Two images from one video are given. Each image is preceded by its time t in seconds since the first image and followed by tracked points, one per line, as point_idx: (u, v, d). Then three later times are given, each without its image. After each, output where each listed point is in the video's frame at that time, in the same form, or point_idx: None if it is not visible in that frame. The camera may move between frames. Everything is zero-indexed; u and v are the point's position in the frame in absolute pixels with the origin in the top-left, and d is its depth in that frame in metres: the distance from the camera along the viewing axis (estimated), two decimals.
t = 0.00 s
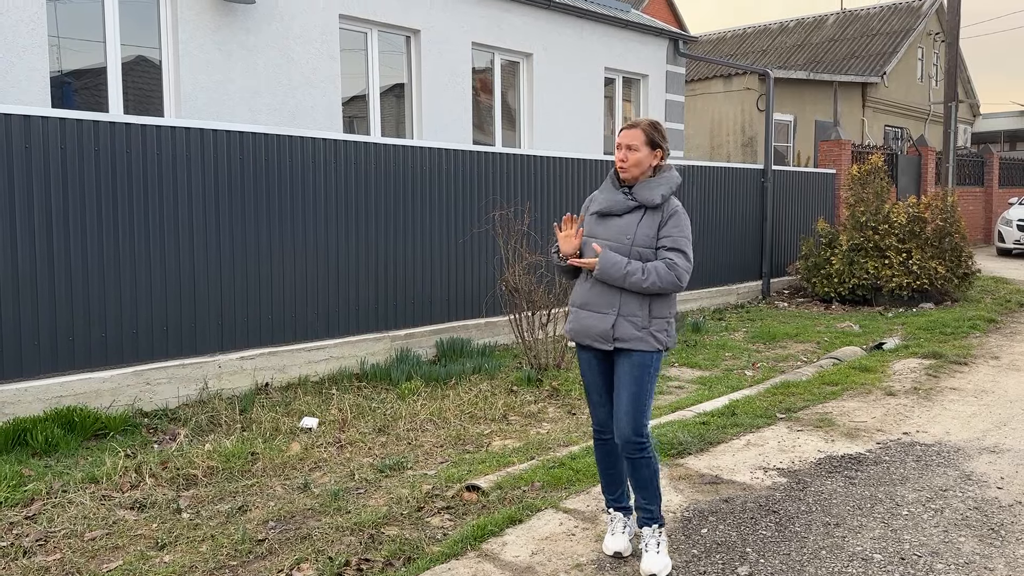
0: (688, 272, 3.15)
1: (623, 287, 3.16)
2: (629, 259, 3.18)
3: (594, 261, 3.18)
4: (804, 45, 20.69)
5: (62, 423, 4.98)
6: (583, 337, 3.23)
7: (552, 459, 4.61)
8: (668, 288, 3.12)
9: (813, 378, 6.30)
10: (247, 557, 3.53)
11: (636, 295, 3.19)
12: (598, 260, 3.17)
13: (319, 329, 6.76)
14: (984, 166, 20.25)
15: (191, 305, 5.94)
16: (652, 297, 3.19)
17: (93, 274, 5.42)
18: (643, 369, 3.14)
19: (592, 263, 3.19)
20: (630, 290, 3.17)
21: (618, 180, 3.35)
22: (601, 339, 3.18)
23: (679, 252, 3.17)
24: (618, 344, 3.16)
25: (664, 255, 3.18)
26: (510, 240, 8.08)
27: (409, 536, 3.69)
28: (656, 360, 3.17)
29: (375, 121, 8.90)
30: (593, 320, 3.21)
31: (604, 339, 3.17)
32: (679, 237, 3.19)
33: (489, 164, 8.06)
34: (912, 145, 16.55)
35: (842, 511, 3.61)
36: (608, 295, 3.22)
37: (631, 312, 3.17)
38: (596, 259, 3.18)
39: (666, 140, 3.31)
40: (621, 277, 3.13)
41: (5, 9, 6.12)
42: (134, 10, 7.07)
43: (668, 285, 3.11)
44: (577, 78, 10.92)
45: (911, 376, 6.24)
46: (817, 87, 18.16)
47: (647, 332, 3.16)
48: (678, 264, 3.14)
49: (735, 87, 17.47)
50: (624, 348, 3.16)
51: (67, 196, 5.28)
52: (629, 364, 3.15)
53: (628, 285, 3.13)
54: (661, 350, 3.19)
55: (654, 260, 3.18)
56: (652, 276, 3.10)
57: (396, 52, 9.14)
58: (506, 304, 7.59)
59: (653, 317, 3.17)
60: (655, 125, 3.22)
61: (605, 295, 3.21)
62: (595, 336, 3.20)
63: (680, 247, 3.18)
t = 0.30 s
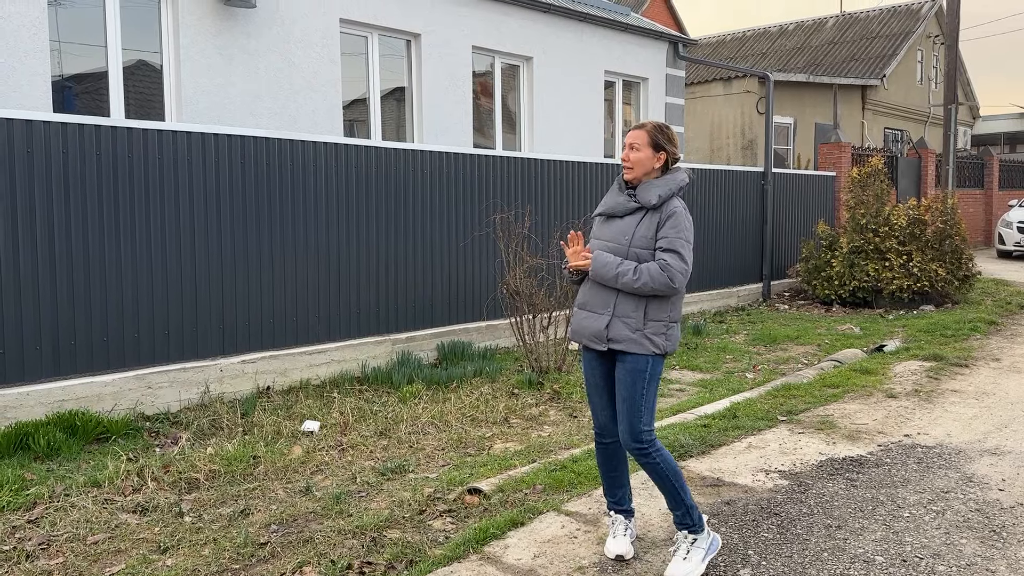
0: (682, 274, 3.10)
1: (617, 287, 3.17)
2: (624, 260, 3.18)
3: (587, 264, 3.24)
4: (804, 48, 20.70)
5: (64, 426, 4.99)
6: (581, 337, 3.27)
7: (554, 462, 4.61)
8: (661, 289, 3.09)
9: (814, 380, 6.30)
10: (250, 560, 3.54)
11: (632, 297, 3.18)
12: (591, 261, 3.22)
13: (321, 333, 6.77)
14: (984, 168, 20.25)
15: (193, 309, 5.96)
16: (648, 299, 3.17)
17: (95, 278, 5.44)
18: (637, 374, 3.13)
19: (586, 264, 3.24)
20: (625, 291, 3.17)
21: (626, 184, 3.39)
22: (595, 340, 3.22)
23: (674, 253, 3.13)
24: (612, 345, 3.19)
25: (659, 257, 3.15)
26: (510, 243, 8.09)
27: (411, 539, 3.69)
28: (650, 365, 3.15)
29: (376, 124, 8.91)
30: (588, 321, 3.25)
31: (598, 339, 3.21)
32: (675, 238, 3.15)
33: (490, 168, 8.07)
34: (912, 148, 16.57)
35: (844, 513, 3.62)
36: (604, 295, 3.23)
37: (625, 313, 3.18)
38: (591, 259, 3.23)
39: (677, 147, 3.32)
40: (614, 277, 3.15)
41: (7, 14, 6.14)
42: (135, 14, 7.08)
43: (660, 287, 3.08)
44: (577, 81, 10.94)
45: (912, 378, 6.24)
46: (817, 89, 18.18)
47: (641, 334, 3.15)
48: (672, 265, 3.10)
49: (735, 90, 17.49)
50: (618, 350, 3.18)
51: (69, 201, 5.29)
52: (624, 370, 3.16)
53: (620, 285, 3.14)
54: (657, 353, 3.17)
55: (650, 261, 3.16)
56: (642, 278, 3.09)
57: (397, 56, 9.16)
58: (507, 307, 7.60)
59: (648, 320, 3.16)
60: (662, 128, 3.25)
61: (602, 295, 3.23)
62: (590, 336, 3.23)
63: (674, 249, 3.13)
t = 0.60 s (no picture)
0: (698, 274, 3.10)
1: (634, 290, 3.20)
2: (640, 262, 3.22)
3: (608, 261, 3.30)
4: (805, 51, 20.74)
5: (69, 432, 5.00)
6: (603, 341, 3.31)
7: (558, 466, 4.62)
8: (677, 291, 3.11)
9: (817, 383, 6.30)
10: (255, 565, 3.55)
11: (650, 301, 3.20)
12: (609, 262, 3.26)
13: (324, 338, 6.79)
14: (986, 171, 20.25)
15: (197, 314, 5.97)
16: (667, 302, 3.18)
17: (100, 284, 5.46)
18: (667, 382, 3.16)
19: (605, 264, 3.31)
20: (642, 294, 3.20)
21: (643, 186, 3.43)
22: (616, 345, 3.26)
23: (689, 254, 3.14)
24: (632, 349, 3.22)
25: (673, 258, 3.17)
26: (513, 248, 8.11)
27: (417, 543, 3.70)
28: (679, 371, 3.17)
29: (377, 129, 8.94)
30: (608, 326, 3.29)
31: (618, 345, 3.25)
32: (689, 239, 3.16)
33: (493, 173, 8.10)
34: (913, 150, 16.57)
35: (848, 516, 3.63)
36: (623, 299, 3.27)
37: (645, 317, 3.20)
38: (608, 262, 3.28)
39: (691, 144, 3.33)
40: (629, 279, 3.18)
41: (11, 21, 6.17)
42: (138, 21, 7.12)
43: (675, 289, 3.10)
44: (579, 85, 10.97)
45: (915, 381, 6.25)
46: (818, 93, 18.20)
47: (662, 338, 3.16)
48: (686, 266, 3.11)
49: (736, 93, 17.53)
50: (639, 355, 3.21)
51: (73, 207, 5.31)
52: (653, 378, 3.19)
53: (636, 288, 3.17)
54: (681, 358, 3.17)
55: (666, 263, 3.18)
56: (656, 280, 3.11)
57: (399, 61, 9.19)
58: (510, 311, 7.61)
59: (667, 323, 3.17)
60: (671, 127, 3.28)
61: (621, 300, 3.27)
62: (611, 341, 3.27)
63: (689, 249, 3.14)
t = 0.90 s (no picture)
0: (720, 282, 3.18)
1: (659, 302, 3.31)
2: (663, 273, 3.33)
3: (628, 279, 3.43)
4: (808, 56, 20.77)
5: (80, 439, 5.04)
6: (632, 352, 3.42)
7: (566, 470, 4.65)
8: (700, 300, 3.20)
9: (824, 387, 6.32)
10: (266, 569, 3.58)
11: (676, 311, 3.29)
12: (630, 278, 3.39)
13: (332, 344, 6.82)
14: (990, 174, 20.23)
15: (207, 322, 6.02)
16: (693, 312, 3.28)
17: (111, 292, 5.51)
18: (697, 388, 3.27)
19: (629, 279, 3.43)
20: (668, 305, 3.30)
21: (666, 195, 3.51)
22: (645, 355, 3.35)
23: (710, 262, 3.22)
24: (661, 359, 3.32)
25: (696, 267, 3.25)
26: (519, 254, 8.14)
27: (427, 547, 3.72)
28: (708, 379, 3.27)
29: (383, 136, 8.99)
30: (637, 337, 3.39)
31: (647, 355, 3.35)
32: (710, 247, 3.24)
33: (498, 179, 8.13)
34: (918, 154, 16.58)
35: (856, 519, 3.64)
36: (649, 310, 3.38)
37: (672, 328, 3.30)
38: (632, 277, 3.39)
39: (711, 150, 3.40)
40: (652, 292, 3.31)
41: (21, 32, 6.24)
42: (147, 31, 7.18)
43: (699, 298, 3.19)
44: (583, 91, 11.01)
45: (922, 384, 6.26)
46: (822, 97, 18.23)
47: (689, 347, 3.26)
48: (708, 275, 3.19)
49: (740, 98, 17.57)
50: (668, 364, 3.31)
51: (85, 216, 5.36)
52: (683, 384, 3.30)
53: (660, 301, 3.29)
54: (710, 365, 3.26)
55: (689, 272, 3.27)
56: (679, 291, 3.21)
57: (404, 68, 9.24)
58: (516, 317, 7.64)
59: (694, 332, 3.26)
60: (690, 134, 3.36)
61: (648, 312, 3.37)
62: (639, 351, 3.38)
63: (711, 257, 3.22)
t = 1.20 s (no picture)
0: (734, 291, 3.25)
1: (678, 308, 3.41)
2: (681, 280, 3.43)
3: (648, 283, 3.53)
4: (816, 61, 20.79)
5: (98, 446, 5.11)
6: (654, 355, 3.54)
7: (578, 475, 4.68)
8: (714, 308, 3.28)
9: (834, 392, 6.34)
10: (284, 573, 3.63)
11: (694, 318, 3.38)
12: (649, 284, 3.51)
13: (345, 350, 6.88)
14: (1000, 179, 20.17)
15: (222, 330, 6.09)
16: (710, 319, 3.35)
17: (128, 301, 5.58)
18: (712, 393, 3.34)
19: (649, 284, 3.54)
20: (686, 312, 3.39)
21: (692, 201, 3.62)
22: (664, 360, 3.45)
23: (726, 271, 3.30)
24: (680, 364, 3.41)
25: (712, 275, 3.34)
26: (530, 261, 8.19)
27: (442, 551, 3.76)
28: (724, 384, 3.34)
29: (393, 144, 9.07)
30: (658, 342, 3.49)
31: (666, 360, 3.44)
32: (727, 256, 3.32)
33: (508, 186, 8.19)
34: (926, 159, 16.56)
35: (868, 522, 3.66)
36: (668, 316, 3.48)
37: (690, 334, 3.39)
38: (653, 282, 3.51)
39: (739, 160, 3.49)
40: (670, 298, 3.41)
41: (38, 44, 6.35)
42: (160, 42, 7.29)
43: (714, 306, 3.27)
44: (592, 99, 11.07)
45: (933, 389, 6.27)
46: (830, 102, 18.24)
47: (706, 353, 3.33)
48: (723, 284, 3.27)
49: (748, 104, 17.60)
50: (685, 369, 3.40)
51: (102, 225, 5.44)
52: (701, 388, 3.38)
53: (677, 306, 3.38)
54: (727, 371, 3.33)
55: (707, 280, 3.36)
56: (694, 298, 3.31)
57: (414, 77, 9.33)
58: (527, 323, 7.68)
59: (710, 339, 3.33)
60: (718, 143, 3.45)
61: (668, 317, 3.48)
62: (660, 355, 3.48)
63: (727, 266, 3.30)
